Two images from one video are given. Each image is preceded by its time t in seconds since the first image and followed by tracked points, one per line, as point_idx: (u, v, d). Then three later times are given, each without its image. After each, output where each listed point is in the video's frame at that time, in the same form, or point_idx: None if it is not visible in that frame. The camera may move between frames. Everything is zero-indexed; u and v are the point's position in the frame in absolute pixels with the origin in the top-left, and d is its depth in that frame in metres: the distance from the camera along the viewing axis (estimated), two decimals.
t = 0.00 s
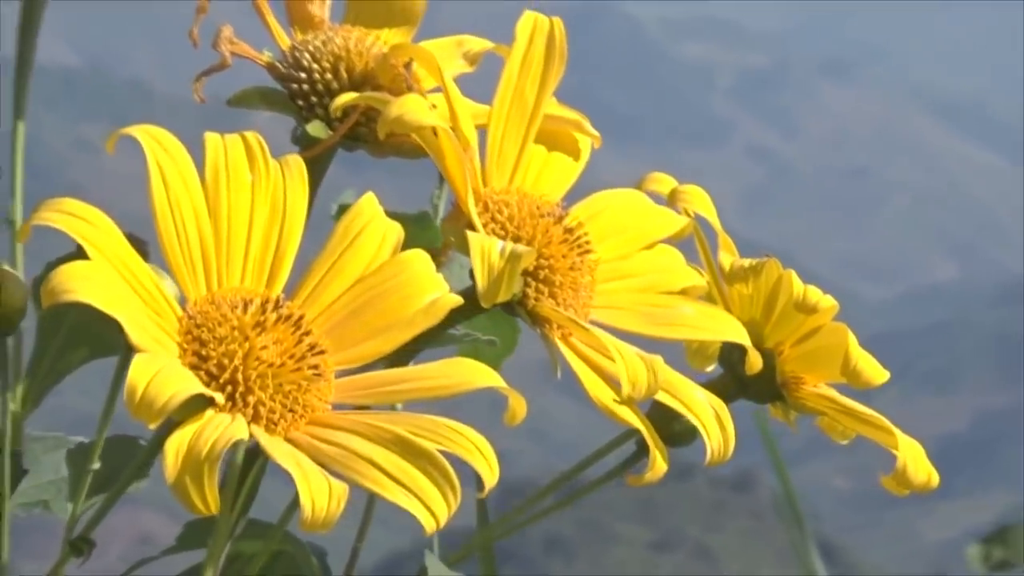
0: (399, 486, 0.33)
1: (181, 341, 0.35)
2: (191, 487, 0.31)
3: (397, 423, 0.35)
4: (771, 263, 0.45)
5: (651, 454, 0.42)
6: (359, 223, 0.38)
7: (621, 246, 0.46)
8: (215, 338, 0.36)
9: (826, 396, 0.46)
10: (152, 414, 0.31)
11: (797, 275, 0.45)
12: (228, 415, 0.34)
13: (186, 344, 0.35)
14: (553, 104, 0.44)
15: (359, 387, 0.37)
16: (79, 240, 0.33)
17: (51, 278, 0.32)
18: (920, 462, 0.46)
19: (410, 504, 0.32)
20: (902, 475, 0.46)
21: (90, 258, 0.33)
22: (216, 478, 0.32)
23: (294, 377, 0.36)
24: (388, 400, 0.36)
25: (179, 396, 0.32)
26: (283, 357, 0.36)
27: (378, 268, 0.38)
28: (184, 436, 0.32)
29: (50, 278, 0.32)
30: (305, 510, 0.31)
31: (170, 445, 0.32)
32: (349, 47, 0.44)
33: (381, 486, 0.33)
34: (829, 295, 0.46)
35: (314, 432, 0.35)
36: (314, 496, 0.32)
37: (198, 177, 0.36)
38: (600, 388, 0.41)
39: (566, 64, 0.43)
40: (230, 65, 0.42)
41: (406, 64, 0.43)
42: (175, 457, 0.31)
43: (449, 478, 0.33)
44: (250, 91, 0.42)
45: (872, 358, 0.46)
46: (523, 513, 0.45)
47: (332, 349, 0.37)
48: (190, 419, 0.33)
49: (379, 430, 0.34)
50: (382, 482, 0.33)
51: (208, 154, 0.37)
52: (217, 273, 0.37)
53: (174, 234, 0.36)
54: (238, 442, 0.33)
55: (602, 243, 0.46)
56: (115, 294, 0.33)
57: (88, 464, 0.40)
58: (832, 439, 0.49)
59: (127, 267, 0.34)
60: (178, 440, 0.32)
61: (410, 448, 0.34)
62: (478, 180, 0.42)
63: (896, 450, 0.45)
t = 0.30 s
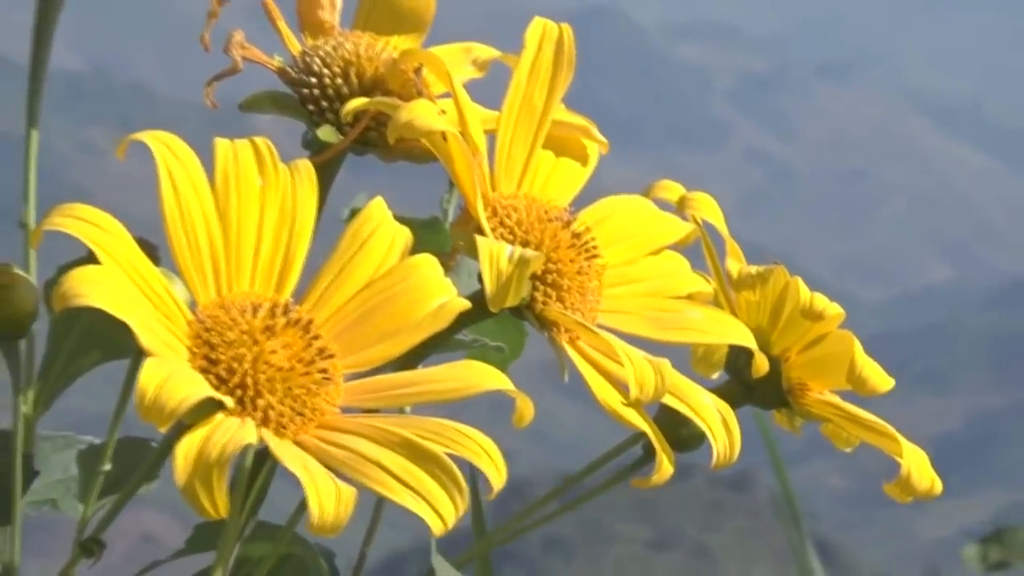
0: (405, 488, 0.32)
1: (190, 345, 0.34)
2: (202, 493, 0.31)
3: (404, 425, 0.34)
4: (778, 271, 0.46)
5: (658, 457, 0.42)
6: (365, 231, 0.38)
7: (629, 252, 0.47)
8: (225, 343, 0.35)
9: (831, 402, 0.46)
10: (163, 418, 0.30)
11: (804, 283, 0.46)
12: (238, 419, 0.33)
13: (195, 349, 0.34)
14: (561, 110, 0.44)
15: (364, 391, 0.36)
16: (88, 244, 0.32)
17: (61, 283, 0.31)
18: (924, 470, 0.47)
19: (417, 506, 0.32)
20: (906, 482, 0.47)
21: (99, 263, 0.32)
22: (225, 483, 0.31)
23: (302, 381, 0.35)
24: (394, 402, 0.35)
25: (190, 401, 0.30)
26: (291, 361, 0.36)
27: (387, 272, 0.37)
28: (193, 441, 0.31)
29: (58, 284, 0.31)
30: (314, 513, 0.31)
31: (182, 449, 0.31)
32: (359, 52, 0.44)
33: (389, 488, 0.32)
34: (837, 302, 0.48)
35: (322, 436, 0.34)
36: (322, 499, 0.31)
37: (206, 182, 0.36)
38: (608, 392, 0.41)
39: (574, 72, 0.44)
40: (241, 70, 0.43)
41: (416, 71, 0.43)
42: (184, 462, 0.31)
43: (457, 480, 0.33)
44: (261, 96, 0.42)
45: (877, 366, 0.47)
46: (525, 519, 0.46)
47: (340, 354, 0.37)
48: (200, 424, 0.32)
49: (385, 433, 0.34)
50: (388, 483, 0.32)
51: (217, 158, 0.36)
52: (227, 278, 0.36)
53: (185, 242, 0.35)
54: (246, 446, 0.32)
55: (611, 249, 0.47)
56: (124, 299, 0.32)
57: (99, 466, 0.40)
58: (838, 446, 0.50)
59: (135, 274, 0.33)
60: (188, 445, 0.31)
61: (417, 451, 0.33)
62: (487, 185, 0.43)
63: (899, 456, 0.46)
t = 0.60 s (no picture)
0: (423, 494, 0.32)
1: (211, 350, 0.34)
2: (223, 499, 0.30)
3: (420, 432, 0.34)
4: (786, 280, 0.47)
5: (667, 461, 0.43)
6: (383, 238, 0.38)
7: (638, 258, 0.48)
8: (245, 349, 0.35)
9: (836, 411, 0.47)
10: (185, 424, 0.30)
11: (812, 293, 0.47)
12: (258, 424, 0.33)
13: (216, 354, 0.34)
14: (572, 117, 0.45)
15: (380, 398, 0.36)
16: (111, 251, 0.32)
17: (83, 289, 0.31)
18: (927, 480, 0.48)
19: (435, 514, 0.31)
20: (908, 490, 0.48)
21: (121, 268, 0.32)
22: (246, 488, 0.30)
23: (322, 388, 0.35)
24: (412, 409, 0.35)
25: (212, 407, 0.30)
26: (310, 367, 0.35)
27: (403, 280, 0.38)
28: (213, 448, 0.31)
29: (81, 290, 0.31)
30: (334, 518, 0.30)
31: (203, 455, 0.31)
32: (372, 59, 0.44)
33: (405, 495, 0.31)
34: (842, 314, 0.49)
35: (341, 441, 0.34)
36: (341, 504, 0.31)
37: (227, 190, 0.36)
38: (619, 397, 0.41)
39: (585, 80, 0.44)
40: (256, 76, 0.43)
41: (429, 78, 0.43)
42: (206, 465, 0.30)
43: (474, 487, 0.32)
44: (276, 102, 0.43)
45: (884, 374, 0.48)
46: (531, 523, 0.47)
47: (357, 360, 0.37)
48: (218, 430, 0.32)
49: (402, 439, 0.33)
50: (405, 488, 0.32)
51: (237, 165, 0.36)
52: (246, 284, 0.37)
53: (206, 247, 0.35)
54: (266, 452, 0.31)
55: (620, 256, 0.47)
56: (148, 304, 0.32)
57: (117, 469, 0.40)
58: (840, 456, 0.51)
59: (157, 281, 0.33)
60: (208, 451, 0.31)
61: (434, 457, 0.33)
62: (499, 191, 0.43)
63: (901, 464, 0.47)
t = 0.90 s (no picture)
0: (444, 501, 0.32)
1: (237, 357, 0.34)
2: (249, 503, 0.31)
3: (441, 440, 0.34)
4: (791, 287, 0.48)
5: (677, 467, 0.43)
6: (405, 248, 0.39)
7: (647, 266, 0.48)
8: (271, 356, 0.35)
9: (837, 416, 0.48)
10: (215, 428, 0.30)
11: (815, 299, 0.47)
12: (282, 431, 0.34)
13: (241, 360, 0.35)
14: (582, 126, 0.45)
15: (402, 407, 0.37)
16: (140, 257, 0.33)
17: (115, 294, 0.31)
18: (926, 485, 0.49)
19: (457, 520, 0.32)
20: (909, 494, 0.48)
21: (150, 274, 0.33)
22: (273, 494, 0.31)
23: (346, 395, 0.36)
24: (435, 419, 0.36)
25: (241, 412, 0.31)
26: (334, 375, 0.36)
27: (423, 291, 0.38)
28: (240, 454, 0.32)
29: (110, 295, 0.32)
30: (361, 525, 0.31)
31: (229, 461, 0.31)
32: (387, 68, 0.45)
33: (427, 500, 0.32)
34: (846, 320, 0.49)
35: (363, 448, 0.35)
36: (367, 510, 0.31)
37: (252, 199, 0.36)
38: (630, 405, 0.41)
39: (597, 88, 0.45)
40: (273, 83, 0.44)
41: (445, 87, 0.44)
42: (233, 470, 0.31)
43: (495, 494, 0.33)
44: (292, 110, 0.43)
45: (886, 380, 0.48)
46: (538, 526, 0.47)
47: (381, 369, 0.38)
48: (244, 436, 0.32)
49: (424, 446, 0.34)
50: (427, 495, 0.32)
51: (262, 172, 0.37)
52: (271, 291, 0.37)
53: (232, 254, 0.36)
54: (293, 456, 0.32)
55: (630, 263, 0.48)
56: (178, 310, 0.32)
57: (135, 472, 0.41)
58: (839, 462, 0.52)
59: (186, 288, 0.34)
60: (235, 457, 0.31)
61: (457, 465, 0.33)
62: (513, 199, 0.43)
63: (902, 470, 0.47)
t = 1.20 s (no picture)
0: (466, 506, 0.33)
1: (264, 361, 0.35)
2: (278, 506, 0.31)
3: (464, 446, 0.35)
4: (792, 289, 0.49)
5: (687, 471, 0.44)
6: (427, 258, 0.40)
7: (657, 273, 0.49)
8: (297, 361, 0.36)
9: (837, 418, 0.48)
10: (244, 431, 0.31)
11: (817, 302, 0.48)
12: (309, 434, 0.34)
13: (269, 365, 0.35)
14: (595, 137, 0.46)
15: (425, 412, 0.38)
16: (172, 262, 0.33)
17: (147, 297, 0.32)
18: (925, 486, 0.49)
19: (479, 524, 0.32)
20: (907, 494, 0.49)
21: (182, 279, 0.33)
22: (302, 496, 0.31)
23: (370, 401, 0.36)
24: (455, 425, 0.37)
25: (271, 416, 0.32)
26: (359, 380, 0.36)
27: (443, 299, 0.39)
28: (268, 455, 0.32)
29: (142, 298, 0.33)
30: (386, 528, 0.31)
31: (258, 462, 0.32)
32: (403, 77, 0.46)
33: (448, 504, 0.32)
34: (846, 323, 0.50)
35: (387, 451, 0.35)
36: (392, 514, 0.31)
37: (279, 207, 0.37)
38: (642, 411, 0.42)
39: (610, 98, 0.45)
40: (290, 92, 0.44)
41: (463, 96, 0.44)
42: (262, 475, 0.31)
43: (516, 499, 0.33)
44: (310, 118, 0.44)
45: (885, 383, 0.49)
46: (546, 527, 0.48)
47: (404, 374, 0.38)
48: (274, 439, 0.33)
49: (448, 452, 0.34)
50: (449, 499, 0.33)
51: (289, 180, 0.37)
52: (297, 296, 0.38)
53: (259, 261, 0.36)
54: (319, 460, 0.32)
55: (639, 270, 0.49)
56: (208, 316, 0.33)
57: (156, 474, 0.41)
58: (837, 464, 0.52)
59: (215, 293, 0.34)
60: (264, 459, 0.32)
61: (480, 470, 0.33)
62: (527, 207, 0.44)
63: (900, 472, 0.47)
